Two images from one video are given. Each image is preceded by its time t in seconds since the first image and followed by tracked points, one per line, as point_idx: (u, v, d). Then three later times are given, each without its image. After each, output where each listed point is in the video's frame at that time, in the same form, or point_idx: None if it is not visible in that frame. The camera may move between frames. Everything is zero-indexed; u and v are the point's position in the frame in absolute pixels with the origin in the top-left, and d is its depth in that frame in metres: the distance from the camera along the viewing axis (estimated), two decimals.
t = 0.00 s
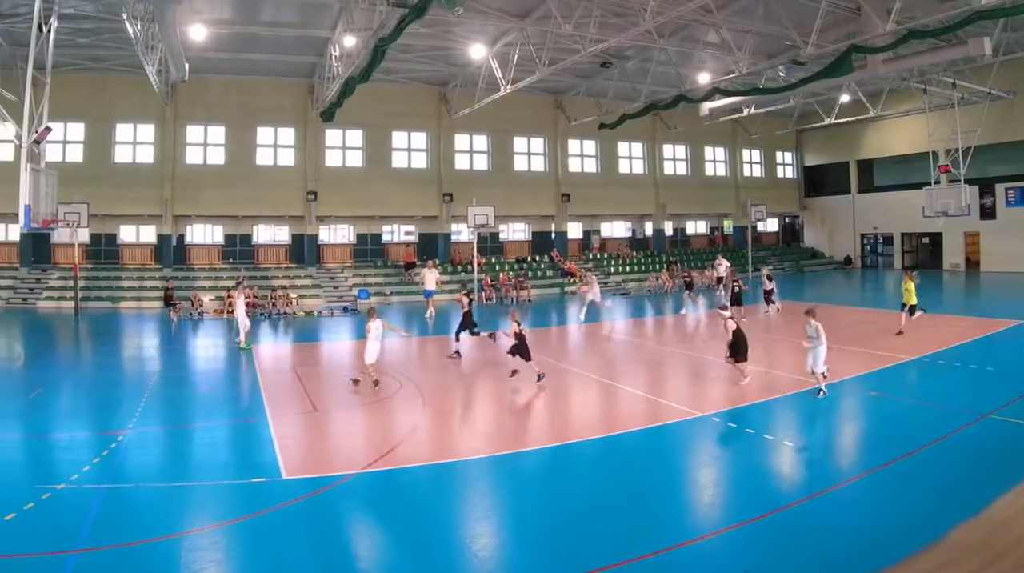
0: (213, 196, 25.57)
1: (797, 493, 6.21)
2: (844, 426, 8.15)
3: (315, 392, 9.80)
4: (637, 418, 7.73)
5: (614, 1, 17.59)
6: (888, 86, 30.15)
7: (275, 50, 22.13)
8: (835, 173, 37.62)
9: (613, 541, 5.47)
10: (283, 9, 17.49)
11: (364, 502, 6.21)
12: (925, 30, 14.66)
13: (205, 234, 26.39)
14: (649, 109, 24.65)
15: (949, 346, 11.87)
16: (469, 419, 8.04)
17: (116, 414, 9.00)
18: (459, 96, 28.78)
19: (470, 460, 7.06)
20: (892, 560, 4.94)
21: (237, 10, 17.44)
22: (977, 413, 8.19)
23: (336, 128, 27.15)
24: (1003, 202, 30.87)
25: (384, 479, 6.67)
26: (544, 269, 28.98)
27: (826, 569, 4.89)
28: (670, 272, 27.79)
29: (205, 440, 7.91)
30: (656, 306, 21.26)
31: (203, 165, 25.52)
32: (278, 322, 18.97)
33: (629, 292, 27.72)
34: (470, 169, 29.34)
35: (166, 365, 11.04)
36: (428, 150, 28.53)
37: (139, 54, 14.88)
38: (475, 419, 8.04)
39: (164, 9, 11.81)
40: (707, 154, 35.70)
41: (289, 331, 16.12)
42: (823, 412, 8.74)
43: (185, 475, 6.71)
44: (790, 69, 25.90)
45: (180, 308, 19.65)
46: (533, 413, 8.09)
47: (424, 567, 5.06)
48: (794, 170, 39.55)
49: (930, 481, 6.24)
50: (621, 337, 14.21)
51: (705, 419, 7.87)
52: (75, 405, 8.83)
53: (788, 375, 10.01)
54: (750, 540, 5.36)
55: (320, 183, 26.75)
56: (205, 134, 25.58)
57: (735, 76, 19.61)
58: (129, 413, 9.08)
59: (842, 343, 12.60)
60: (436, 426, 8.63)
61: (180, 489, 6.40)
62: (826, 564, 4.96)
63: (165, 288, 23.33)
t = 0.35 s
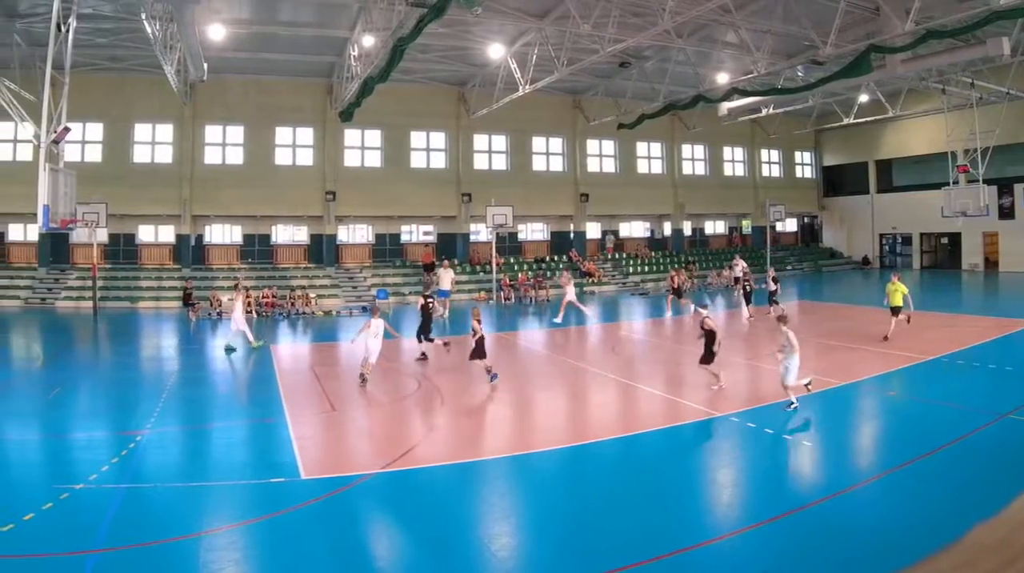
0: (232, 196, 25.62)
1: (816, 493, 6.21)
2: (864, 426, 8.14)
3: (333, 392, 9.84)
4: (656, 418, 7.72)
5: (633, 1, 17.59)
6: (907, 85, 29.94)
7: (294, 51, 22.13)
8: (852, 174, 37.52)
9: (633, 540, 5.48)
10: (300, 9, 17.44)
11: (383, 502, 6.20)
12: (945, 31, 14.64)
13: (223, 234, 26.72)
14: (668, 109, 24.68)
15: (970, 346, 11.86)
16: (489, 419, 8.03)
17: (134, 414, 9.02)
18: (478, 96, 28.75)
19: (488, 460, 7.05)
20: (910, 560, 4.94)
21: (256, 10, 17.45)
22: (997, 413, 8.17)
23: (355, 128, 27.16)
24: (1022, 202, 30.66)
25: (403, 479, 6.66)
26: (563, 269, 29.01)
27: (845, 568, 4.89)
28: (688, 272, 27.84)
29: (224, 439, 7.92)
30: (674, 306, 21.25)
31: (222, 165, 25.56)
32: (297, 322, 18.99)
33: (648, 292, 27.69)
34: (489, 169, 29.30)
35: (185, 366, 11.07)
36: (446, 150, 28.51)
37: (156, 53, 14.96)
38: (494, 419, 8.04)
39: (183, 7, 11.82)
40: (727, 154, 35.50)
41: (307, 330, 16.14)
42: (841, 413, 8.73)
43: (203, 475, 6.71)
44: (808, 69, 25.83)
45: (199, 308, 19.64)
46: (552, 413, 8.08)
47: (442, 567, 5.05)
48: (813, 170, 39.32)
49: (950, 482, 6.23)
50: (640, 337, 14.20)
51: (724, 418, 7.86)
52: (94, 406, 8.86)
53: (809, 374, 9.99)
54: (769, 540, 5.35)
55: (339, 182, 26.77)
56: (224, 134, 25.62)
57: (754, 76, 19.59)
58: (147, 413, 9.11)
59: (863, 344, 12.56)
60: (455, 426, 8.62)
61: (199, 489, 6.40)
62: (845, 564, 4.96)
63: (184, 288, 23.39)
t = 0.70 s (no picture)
0: (251, 196, 25.64)
1: (836, 493, 6.21)
2: (883, 426, 8.14)
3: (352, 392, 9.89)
4: (675, 418, 7.72)
5: (652, 1, 17.59)
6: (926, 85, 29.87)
7: (312, 50, 22.14)
8: (871, 175, 37.47)
9: (653, 540, 5.48)
10: (319, 7, 17.39)
11: (402, 502, 6.20)
12: (965, 31, 14.66)
13: (243, 233, 26.64)
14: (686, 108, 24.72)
15: (990, 346, 11.86)
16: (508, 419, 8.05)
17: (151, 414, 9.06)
18: (497, 95, 28.70)
19: (507, 460, 7.04)
20: (930, 560, 4.94)
21: (274, 10, 17.49)
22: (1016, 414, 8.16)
23: (373, 128, 27.17)
24: None
25: (423, 479, 6.67)
26: (582, 269, 28.99)
27: (865, 568, 4.89)
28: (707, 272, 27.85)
29: (244, 439, 7.95)
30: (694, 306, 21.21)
31: (241, 165, 25.56)
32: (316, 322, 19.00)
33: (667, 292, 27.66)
34: (508, 169, 29.22)
35: (204, 366, 11.10)
36: (465, 149, 28.47)
37: (176, 53, 15.11)
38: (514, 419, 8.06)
39: (203, 6, 11.87)
40: (745, 154, 35.37)
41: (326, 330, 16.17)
42: (859, 413, 8.73)
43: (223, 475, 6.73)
44: (827, 69, 25.74)
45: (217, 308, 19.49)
46: (571, 414, 8.08)
47: (465, 567, 5.05)
48: (832, 170, 39.15)
49: (970, 482, 6.22)
50: (658, 337, 14.19)
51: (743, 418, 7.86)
52: (114, 406, 8.91)
53: (827, 374, 10.00)
54: (788, 540, 5.36)
55: (357, 182, 26.77)
56: (242, 134, 25.64)
57: (772, 76, 19.58)
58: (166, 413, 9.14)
59: (880, 344, 12.56)
60: (472, 426, 8.65)
61: (219, 489, 6.41)
62: (865, 564, 4.96)
63: (202, 288, 23.41)
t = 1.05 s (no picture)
0: (270, 196, 25.68)
1: (855, 493, 6.20)
2: (902, 426, 8.14)
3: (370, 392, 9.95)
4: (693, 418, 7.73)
5: (670, 2, 17.62)
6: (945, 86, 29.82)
7: (329, 50, 22.15)
8: (891, 175, 37.40)
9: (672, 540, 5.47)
10: (339, 8, 17.40)
11: (421, 503, 6.19)
12: (985, 31, 14.68)
13: (261, 234, 26.81)
14: (705, 109, 24.76)
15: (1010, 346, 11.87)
16: (528, 419, 8.05)
17: (170, 414, 9.08)
18: (515, 95, 28.63)
19: (525, 459, 7.04)
20: (949, 560, 4.93)
21: (293, 10, 17.50)
22: None
23: (392, 129, 27.17)
24: None
25: (441, 479, 6.67)
26: (600, 269, 29.05)
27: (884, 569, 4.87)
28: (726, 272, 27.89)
29: (262, 439, 7.96)
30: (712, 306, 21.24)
31: (259, 165, 25.59)
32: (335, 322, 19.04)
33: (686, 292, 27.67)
34: (526, 169, 29.19)
35: (224, 365, 11.17)
36: (484, 150, 28.47)
37: (195, 54, 15.21)
38: (533, 419, 8.07)
39: (222, 5, 11.89)
40: (764, 154, 35.27)
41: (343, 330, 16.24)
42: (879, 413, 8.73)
43: (241, 474, 6.73)
44: (846, 69, 25.75)
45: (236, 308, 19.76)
46: (590, 414, 8.07)
47: (485, 567, 5.05)
48: (852, 170, 39.18)
49: (990, 483, 6.21)
50: (676, 337, 14.20)
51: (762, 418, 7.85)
52: (133, 405, 8.96)
53: (845, 374, 10.03)
54: (807, 540, 5.35)
55: (375, 182, 26.77)
56: (261, 134, 25.66)
57: (791, 76, 19.59)
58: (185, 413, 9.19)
59: (898, 344, 12.57)
60: (492, 426, 8.67)
61: (237, 489, 6.41)
62: (883, 565, 4.95)
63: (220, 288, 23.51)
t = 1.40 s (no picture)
0: (289, 196, 25.73)
1: (873, 493, 6.20)
2: (921, 426, 8.16)
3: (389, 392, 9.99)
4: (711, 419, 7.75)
5: (689, 1, 17.67)
6: (965, 85, 29.74)
7: (348, 50, 22.21)
8: (910, 174, 37.35)
9: (690, 541, 5.46)
10: (358, 8, 17.45)
11: (439, 503, 6.19)
12: (1005, 31, 14.72)
13: (279, 233, 26.72)
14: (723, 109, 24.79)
15: None
16: (547, 419, 8.09)
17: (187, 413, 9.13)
18: (534, 95, 28.59)
19: (543, 459, 7.04)
20: (967, 560, 4.92)
21: (311, 10, 17.53)
22: None
23: (411, 128, 27.20)
24: None
25: (459, 479, 6.67)
26: (619, 269, 29.07)
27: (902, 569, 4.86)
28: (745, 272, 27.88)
29: (281, 438, 7.99)
30: (730, 306, 21.26)
31: (278, 165, 25.66)
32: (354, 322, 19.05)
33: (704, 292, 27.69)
34: (545, 169, 29.16)
35: (245, 365, 11.26)
36: (503, 150, 28.46)
37: (213, 54, 15.37)
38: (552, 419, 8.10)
39: (239, 5, 11.97)
40: (784, 154, 35.22)
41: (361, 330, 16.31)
42: (897, 413, 8.74)
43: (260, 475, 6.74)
44: (864, 69, 25.81)
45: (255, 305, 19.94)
46: (608, 414, 8.09)
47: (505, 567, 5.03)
48: (870, 170, 39.14)
49: (1008, 483, 6.20)
50: (696, 337, 14.21)
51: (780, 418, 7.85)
52: (152, 405, 9.00)
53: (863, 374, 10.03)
54: (825, 540, 5.34)
55: (394, 182, 26.80)
56: (280, 134, 25.73)
57: (810, 75, 19.60)
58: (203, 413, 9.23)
59: (916, 344, 12.59)
60: (511, 427, 8.69)
61: (256, 489, 6.42)
62: (901, 565, 4.94)
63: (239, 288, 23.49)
